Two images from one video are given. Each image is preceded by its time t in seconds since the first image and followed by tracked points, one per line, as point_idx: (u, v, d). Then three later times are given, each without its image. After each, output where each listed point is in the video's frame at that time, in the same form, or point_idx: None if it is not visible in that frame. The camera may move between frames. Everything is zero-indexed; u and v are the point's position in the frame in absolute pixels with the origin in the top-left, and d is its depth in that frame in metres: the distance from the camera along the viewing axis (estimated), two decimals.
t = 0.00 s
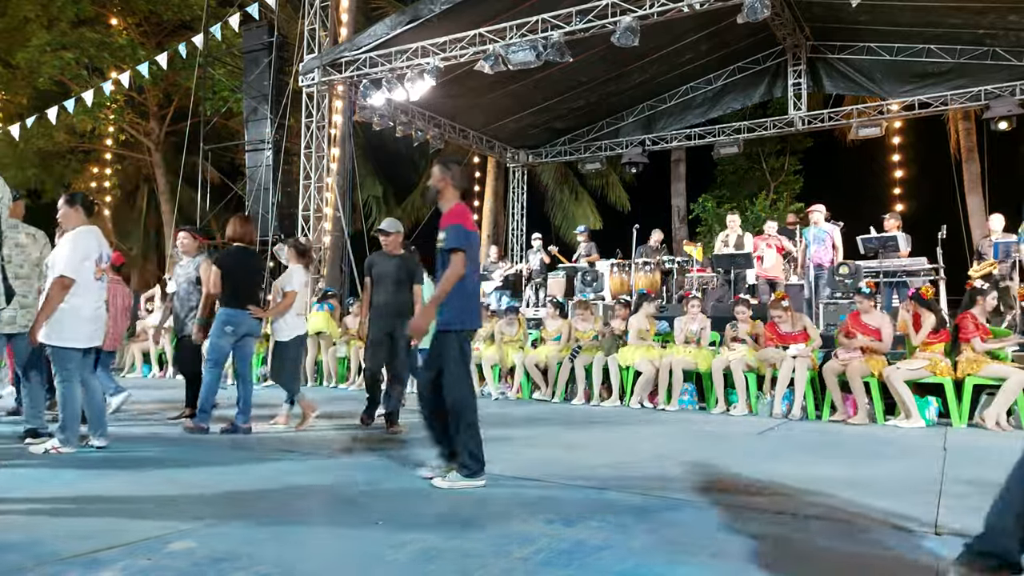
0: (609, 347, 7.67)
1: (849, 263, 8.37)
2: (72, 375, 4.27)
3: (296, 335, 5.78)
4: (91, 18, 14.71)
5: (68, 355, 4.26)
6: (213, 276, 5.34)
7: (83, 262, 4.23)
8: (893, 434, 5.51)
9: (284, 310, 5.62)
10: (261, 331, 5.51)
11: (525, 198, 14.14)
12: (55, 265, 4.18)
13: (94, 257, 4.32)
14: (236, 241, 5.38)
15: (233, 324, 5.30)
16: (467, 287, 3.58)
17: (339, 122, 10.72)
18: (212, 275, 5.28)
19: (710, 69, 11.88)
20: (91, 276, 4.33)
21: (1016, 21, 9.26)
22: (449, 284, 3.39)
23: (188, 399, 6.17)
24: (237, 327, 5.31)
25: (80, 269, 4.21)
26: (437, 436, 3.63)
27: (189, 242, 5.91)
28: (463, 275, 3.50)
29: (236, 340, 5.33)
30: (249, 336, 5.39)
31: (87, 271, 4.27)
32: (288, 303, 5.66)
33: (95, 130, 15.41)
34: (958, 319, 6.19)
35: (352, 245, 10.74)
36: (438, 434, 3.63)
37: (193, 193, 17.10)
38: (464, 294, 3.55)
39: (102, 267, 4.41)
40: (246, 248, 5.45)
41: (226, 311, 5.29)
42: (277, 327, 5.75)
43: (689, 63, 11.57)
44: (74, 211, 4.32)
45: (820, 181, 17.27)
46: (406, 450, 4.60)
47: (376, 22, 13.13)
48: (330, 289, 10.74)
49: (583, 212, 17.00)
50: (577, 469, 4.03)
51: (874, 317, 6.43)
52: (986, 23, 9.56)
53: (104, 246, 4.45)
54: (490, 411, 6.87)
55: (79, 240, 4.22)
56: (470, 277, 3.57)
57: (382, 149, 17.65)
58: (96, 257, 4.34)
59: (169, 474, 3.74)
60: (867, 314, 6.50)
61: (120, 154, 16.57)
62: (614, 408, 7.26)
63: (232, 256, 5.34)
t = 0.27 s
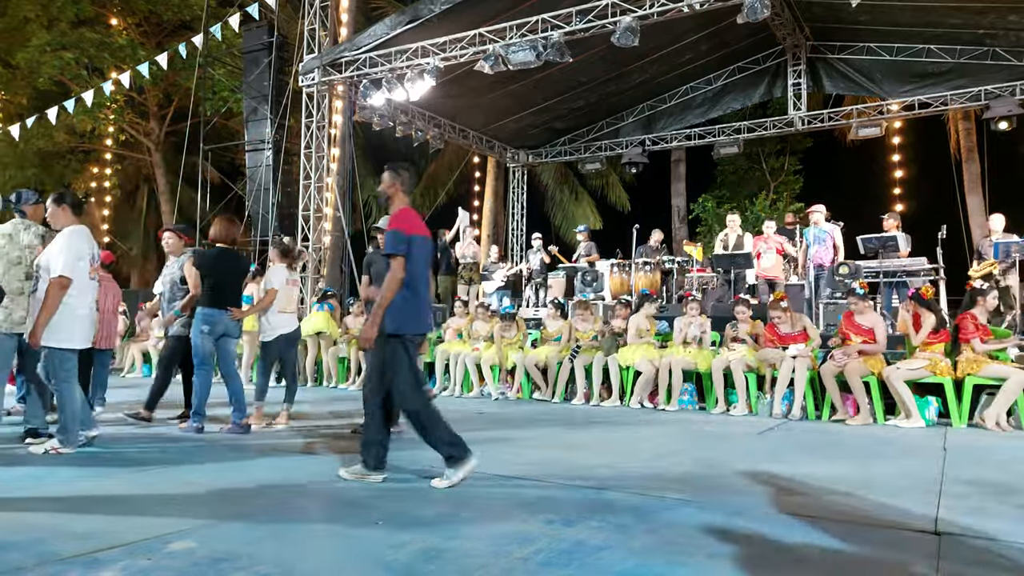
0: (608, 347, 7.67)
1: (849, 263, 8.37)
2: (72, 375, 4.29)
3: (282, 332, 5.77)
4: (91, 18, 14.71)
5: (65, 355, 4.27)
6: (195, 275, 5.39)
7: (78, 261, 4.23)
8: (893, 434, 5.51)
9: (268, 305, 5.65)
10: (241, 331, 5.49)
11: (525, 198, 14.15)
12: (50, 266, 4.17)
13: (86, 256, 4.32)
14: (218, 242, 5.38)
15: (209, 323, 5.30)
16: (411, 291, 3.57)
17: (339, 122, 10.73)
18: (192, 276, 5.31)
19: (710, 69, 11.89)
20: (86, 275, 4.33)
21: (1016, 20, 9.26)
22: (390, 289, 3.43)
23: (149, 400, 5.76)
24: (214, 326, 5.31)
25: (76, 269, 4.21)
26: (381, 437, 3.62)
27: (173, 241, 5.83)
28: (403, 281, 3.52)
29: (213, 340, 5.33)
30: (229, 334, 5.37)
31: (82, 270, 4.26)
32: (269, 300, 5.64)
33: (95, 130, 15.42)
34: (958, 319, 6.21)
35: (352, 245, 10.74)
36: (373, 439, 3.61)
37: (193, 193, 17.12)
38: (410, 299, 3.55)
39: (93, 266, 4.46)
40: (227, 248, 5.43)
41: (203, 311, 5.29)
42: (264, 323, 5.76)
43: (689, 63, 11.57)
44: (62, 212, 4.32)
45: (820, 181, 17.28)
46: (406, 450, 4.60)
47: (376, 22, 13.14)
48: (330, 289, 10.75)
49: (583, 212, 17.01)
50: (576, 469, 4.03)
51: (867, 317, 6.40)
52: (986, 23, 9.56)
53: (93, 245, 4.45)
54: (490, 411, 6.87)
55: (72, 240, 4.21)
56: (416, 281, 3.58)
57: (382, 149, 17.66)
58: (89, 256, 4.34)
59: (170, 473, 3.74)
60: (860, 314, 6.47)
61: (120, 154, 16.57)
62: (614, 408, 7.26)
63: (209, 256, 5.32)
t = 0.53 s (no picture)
0: (609, 347, 7.66)
1: (849, 263, 8.36)
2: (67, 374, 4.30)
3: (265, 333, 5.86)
4: (91, 18, 14.70)
5: (59, 355, 4.28)
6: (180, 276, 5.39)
7: (71, 261, 4.21)
8: (893, 434, 5.51)
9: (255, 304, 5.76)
10: (226, 331, 5.52)
11: (525, 198, 14.14)
12: (43, 266, 4.14)
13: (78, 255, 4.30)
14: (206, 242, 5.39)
15: (197, 323, 5.31)
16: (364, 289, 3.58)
17: (339, 122, 10.72)
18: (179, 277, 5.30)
19: (710, 69, 11.89)
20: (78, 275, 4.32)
21: (1017, 20, 9.26)
22: (362, 291, 3.43)
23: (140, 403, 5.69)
24: (201, 326, 5.32)
25: (69, 268, 4.19)
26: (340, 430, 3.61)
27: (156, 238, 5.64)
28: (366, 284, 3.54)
29: (200, 339, 5.34)
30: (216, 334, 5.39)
31: (74, 270, 4.25)
32: (255, 299, 5.68)
33: (95, 130, 15.41)
34: (961, 320, 6.19)
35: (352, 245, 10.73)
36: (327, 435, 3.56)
37: (193, 193, 17.11)
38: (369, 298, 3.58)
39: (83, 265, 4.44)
40: (214, 248, 5.43)
41: (190, 312, 5.29)
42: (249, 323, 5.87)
43: (689, 63, 11.57)
44: (48, 211, 4.27)
45: (820, 181, 17.28)
46: (406, 450, 4.60)
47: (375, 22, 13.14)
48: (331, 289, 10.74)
49: (583, 212, 17.00)
50: (576, 469, 4.03)
51: (863, 317, 6.41)
52: (985, 23, 9.56)
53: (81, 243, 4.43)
54: (490, 411, 6.87)
55: (63, 239, 4.18)
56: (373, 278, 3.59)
57: (382, 149, 17.66)
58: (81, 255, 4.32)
59: (170, 473, 3.74)
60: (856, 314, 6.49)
61: (120, 154, 16.56)
62: (614, 408, 7.25)
63: (194, 257, 5.30)
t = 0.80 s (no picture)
0: (609, 347, 7.66)
1: (849, 263, 8.35)
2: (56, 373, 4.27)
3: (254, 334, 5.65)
4: (91, 18, 14.70)
5: (48, 356, 4.25)
6: (176, 278, 5.41)
7: (55, 262, 4.17)
8: (893, 434, 5.50)
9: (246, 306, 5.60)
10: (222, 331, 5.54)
11: (525, 198, 14.14)
12: (27, 268, 4.11)
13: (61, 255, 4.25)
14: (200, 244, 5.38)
15: (193, 323, 5.32)
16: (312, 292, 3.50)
17: (339, 123, 10.72)
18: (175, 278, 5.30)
19: (710, 69, 11.89)
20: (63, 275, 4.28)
21: (1017, 20, 9.26)
22: (312, 295, 3.36)
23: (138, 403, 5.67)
24: (196, 326, 5.34)
25: (53, 269, 4.15)
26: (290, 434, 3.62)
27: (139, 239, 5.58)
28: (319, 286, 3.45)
29: (196, 339, 5.36)
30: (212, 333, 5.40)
31: (59, 270, 4.22)
32: (245, 296, 5.34)
33: (95, 130, 15.39)
34: (968, 319, 6.15)
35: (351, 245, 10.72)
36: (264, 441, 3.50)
37: (193, 193, 17.11)
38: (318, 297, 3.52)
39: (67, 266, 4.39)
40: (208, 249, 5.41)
41: (185, 312, 5.29)
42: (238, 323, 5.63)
43: (689, 62, 11.57)
44: (30, 211, 4.23)
45: (820, 181, 17.27)
46: (406, 450, 4.60)
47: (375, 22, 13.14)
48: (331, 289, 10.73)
49: (583, 212, 17.00)
50: (576, 469, 4.02)
51: (861, 317, 6.42)
52: (986, 23, 9.56)
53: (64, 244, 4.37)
54: (490, 411, 6.86)
55: (46, 239, 4.12)
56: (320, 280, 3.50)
57: (382, 149, 17.66)
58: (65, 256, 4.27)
59: (170, 473, 3.74)
60: (852, 314, 6.50)
61: (120, 154, 16.54)
62: (614, 408, 7.25)
63: (189, 259, 5.29)
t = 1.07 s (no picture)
0: (608, 347, 7.66)
1: (849, 263, 8.34)
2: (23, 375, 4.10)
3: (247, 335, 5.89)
4: (91, 18, 14.70)
5: (15, 356, 4.08)
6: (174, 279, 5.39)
7: (24, 260, 4.00)
8: (893, 434, 5.50)
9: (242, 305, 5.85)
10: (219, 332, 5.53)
11: (525, 198, 14.14)
12: None
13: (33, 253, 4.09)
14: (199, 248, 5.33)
15: (191, 326, 5.31)
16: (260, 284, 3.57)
17: (339, 123, 10.72)
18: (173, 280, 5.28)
19: (710, 69, 11.89)
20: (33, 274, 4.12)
21: (1017, 20, 9.26)
22: (244, 284, 3.44)
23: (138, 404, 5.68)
24: (194, 329, 5.33)
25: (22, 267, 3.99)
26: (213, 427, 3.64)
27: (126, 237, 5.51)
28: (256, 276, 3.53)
29: (194, 342, 5.36)
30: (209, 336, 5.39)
31: (28, 268, 4.06)
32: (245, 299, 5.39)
33: (95, 130, 15.40)
34: (981, 318, 6.05)
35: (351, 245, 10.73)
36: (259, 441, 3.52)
37: (193, 193, 17.11)
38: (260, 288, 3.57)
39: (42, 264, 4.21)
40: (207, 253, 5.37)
41: (183, 316, 5.28)
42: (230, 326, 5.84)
43: (689, 63, 11.57)
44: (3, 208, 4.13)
45: (820, 181, 17.27)
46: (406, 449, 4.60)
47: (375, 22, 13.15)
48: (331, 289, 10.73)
49: (583, 212, 17.01)
50: (575, 469, 4.02)
51: (857, 317, 6.41)
52: (986, 23, 9.56)
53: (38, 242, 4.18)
54: (490, 411, 6.86)
55: (16, 237, 3.95)
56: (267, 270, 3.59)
57: (382, 149, 17.67)
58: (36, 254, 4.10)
59: (170, 473, 3.74)
60: (849, 314, 6.48)
61: (120, 154, 16.54)
62: (614, 408, 7.25)
63: (187, 263, 5.27)
